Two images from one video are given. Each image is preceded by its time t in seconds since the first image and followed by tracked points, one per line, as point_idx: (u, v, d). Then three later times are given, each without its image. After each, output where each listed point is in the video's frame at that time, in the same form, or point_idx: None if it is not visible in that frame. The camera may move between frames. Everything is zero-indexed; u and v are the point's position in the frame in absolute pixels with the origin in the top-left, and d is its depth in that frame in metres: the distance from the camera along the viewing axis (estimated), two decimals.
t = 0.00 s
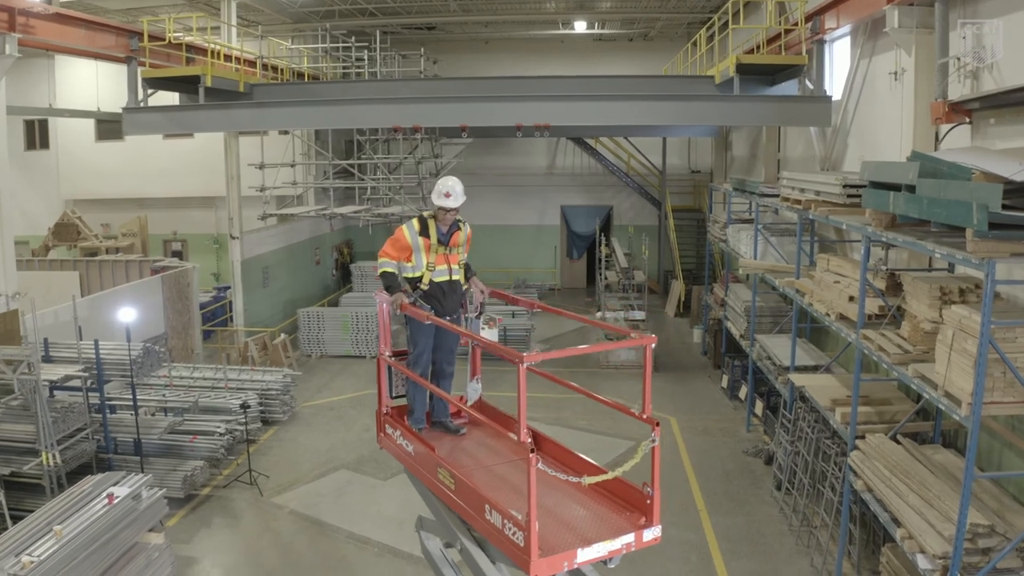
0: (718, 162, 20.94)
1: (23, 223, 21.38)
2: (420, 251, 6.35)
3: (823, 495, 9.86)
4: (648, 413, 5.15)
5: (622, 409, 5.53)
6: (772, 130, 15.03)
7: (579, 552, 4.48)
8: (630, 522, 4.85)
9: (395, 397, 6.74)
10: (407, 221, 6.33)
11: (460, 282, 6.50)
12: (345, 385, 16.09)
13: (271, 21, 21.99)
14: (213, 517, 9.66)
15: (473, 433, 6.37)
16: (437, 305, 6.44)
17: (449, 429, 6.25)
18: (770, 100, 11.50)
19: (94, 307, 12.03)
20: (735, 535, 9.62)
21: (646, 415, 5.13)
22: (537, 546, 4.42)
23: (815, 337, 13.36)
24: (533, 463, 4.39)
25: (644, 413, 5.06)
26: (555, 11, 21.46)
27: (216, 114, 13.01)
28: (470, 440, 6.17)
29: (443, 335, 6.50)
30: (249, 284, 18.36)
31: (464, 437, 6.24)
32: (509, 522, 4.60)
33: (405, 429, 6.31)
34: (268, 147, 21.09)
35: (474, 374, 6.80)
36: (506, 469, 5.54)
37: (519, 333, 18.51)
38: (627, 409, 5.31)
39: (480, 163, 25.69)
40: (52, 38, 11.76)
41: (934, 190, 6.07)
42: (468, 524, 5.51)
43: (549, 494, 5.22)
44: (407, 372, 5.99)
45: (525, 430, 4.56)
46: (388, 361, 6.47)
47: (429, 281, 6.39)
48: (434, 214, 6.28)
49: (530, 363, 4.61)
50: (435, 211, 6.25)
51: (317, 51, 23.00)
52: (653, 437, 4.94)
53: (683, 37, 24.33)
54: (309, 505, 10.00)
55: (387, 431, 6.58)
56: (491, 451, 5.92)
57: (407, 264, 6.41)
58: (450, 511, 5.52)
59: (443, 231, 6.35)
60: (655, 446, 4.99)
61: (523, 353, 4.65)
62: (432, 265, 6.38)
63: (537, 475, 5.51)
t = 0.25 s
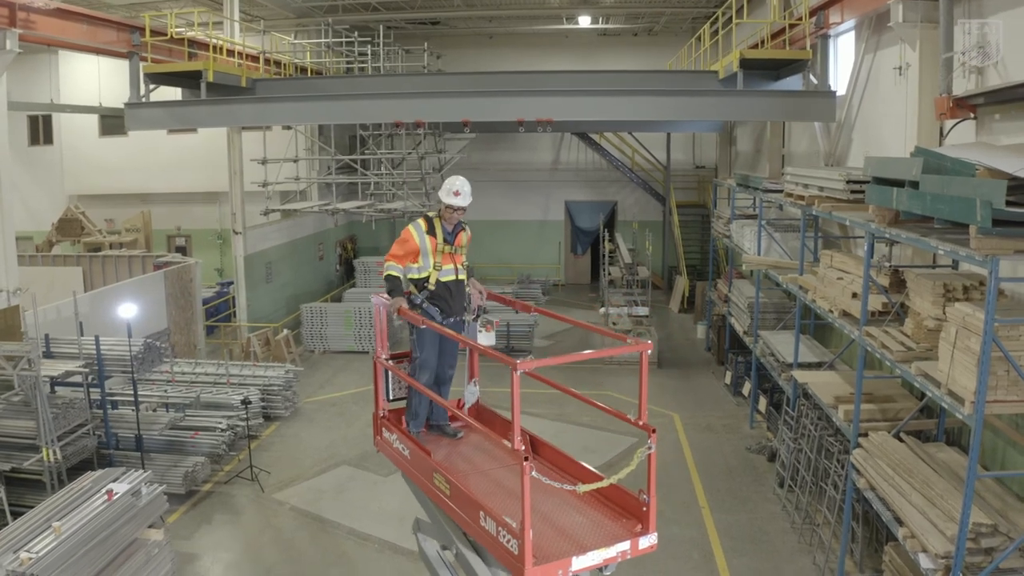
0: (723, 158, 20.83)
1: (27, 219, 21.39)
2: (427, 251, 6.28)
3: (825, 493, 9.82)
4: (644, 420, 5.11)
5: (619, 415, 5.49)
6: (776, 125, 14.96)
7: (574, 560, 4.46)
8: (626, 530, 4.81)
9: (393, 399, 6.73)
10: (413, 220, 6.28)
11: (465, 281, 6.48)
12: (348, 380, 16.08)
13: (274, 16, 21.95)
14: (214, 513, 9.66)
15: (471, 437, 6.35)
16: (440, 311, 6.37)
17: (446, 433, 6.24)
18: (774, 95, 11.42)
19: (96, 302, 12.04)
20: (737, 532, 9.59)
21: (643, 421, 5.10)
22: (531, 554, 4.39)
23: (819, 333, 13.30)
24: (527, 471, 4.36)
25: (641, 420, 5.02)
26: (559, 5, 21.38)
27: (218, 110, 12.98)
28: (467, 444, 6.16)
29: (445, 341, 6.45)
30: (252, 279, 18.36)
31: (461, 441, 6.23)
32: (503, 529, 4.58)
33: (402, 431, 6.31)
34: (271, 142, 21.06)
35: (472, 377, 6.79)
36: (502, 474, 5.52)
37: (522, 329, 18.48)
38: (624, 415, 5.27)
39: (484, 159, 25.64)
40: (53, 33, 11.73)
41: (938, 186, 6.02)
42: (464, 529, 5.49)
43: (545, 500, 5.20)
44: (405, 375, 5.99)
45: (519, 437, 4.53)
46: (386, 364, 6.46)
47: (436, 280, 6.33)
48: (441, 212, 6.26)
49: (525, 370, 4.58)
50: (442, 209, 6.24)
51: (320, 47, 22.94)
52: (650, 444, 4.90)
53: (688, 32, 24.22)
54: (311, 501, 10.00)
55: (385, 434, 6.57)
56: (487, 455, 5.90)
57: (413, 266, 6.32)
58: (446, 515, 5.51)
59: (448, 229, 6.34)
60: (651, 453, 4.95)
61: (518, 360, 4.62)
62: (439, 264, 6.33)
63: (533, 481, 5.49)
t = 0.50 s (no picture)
0: (727, 153, 20.74)
1: (31, 213, 21.40)
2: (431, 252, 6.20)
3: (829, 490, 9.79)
4: (642, 426, 5.07)
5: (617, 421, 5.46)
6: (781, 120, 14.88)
7: (570, 568, 4.43)
8: (624, 537, 4.78)
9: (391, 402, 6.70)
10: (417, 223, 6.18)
11: (468, 282, 6.43)
12: (351, 376, 16.07)
13: (278, 11, 21.90)
14: (216, 509, 9.67)
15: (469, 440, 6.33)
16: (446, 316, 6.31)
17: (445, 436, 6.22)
18: (778, 90, 11.35)
19: (98, 297, 12.04)
20: (740, 529, 9.56)
21: (640, 428, 5.06)
22: (526, 561, 4.37)
23: (823, 330, 13.24)
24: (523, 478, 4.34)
25: (638, 427, 4.99)
26: None
27: (220, 105, 12.95)
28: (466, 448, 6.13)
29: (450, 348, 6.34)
30: (255, 275, 18.36)
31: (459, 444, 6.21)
32: (499, 536, 4.56)
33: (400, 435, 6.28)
34: (275, 137, 21.03)
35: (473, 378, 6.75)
36: (500, 479, 5.50)
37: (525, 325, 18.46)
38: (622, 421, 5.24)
39: (489, 154, 25.58)
40: (54, 28, 11.71)
41: (941, 182, 5.97)
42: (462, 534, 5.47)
43: (542, 506, 5.17)
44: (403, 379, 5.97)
45: (515, 444, 4.51)
46: (384, 367, 6.42)
47: (441, 283, 6.26)
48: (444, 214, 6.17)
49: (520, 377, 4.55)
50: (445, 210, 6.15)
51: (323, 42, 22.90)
52: (648, 451, 4.86)
53: (692, 26, 24.11)
54: (313, 497, 9.99)
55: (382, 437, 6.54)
56: (486, 459, 5.88)
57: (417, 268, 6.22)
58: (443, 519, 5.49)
59: (450, 230, 6.28)
60: (649, 460, 4.91)
61: (514, 366, 4.60)
62: (442, 266, 6.26)
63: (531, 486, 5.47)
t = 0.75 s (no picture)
0: (732, 148, 20.64)
1: (35, 208, 21.42)
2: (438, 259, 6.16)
3: (832, 487, 9.75)
4: (640, 434, 5.04)
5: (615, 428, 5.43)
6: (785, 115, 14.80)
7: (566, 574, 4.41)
8: (622, 544, 4.75)
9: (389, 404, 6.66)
10: (418, 232, 6.01)
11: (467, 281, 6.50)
12: (354, 371, 16.06)
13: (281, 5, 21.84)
14: (217, 504, 9.67)
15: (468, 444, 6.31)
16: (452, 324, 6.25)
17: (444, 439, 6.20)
18: (783, 85, 11.28)
19: (99, 292, 12.05)
20: (743, 526, 9.53)
21: (638, 435, 5.02)
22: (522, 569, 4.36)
23: (827, 326, 13.19)
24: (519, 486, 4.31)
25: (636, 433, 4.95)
26: None
27: (222, 100, 12.91)
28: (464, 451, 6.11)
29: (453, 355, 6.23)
30: (258, 270, 18.36)
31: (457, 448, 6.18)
32: (495, 542, 4.54)
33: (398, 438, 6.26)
34: (278, 131, 21.00)
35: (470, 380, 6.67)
36: (498, 483, 5.48)
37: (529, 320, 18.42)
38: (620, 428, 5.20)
39: (493, 148, 25.52)
40: (56, 24, 11.69)
41: (946, 178, 5.92)
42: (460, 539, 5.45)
43: (540, 511, 5.15)
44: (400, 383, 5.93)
45: (510, 451, 4.48)
46: (382, 370, 6.37)
47: (449, 287, 6.27)
48: (443, 217, 6.12)
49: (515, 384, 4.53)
50: (443, 213, 6.11)
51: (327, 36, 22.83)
52: (645, 458, 4.82)
53: (697, 21, 23.99)
54: (314, 493, 9.99)
55: (380, 439, 6.52)
56: (484, 463, 5.86)
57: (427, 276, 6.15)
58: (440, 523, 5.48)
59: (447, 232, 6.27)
60: (647, 466, 4.88)
61: (510, 374, 4.58)
62: (447, 269, 6.26)
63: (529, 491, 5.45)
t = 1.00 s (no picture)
0: (737, 142, 20.54)
1: (39, 202, 21.43)
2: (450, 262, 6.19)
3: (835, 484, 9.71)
4: (638, 440, 4.99)
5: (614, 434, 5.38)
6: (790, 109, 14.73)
7: None
8: (619, 550, 4.72)
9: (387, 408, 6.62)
10: (433, 238, 5.98)
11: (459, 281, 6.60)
12: (357, 366, 16.05)
13: None
14: (219, 500, 9.68)
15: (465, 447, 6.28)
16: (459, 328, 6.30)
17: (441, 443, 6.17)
18: (787, 79, 11.21)
19: (101, 287, 12.05)
20: (745, 523, 9.50)
21: (636, 441, 4.98)
22: None
23: (831, 322, 13.13)
24: (514, 494, 4.28)
25: (634, 440, 4.91)
26: None
27: (225, 94, 12.88)
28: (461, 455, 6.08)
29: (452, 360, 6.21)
30: (262, 264, 18.35)
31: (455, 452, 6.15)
32: (492, 550, 4.51)
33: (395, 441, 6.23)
34: (282, 126, 20.98)
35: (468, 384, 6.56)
36: (495, 488, 5.45)
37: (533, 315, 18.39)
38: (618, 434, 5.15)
39: (497, 143, 25.47)
40: (58, 18, 11.65)
41: (950, 173, 5.86)
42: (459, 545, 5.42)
43: (538, 517, 5.12)
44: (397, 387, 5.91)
45: (506, 459, 4.44)
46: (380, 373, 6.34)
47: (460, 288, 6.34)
48: (446, 220, 6.20)
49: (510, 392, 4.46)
50: (445, 217, 6.20)
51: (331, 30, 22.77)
52: (643, 465, 4.78)
53: (702, 14, 23.87)
54: (316, 488, 9.99)
55: (378, 442, 6.48)
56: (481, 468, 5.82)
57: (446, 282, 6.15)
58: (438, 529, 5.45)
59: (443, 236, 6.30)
60: (644, 473, 4.83)
61: (505, 382, 4.53)
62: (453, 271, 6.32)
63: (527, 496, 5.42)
